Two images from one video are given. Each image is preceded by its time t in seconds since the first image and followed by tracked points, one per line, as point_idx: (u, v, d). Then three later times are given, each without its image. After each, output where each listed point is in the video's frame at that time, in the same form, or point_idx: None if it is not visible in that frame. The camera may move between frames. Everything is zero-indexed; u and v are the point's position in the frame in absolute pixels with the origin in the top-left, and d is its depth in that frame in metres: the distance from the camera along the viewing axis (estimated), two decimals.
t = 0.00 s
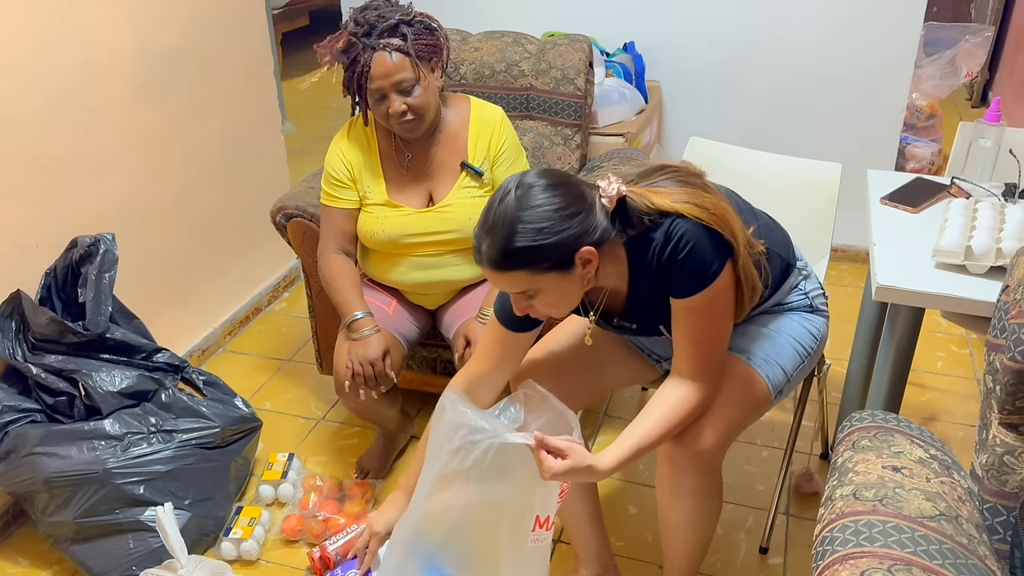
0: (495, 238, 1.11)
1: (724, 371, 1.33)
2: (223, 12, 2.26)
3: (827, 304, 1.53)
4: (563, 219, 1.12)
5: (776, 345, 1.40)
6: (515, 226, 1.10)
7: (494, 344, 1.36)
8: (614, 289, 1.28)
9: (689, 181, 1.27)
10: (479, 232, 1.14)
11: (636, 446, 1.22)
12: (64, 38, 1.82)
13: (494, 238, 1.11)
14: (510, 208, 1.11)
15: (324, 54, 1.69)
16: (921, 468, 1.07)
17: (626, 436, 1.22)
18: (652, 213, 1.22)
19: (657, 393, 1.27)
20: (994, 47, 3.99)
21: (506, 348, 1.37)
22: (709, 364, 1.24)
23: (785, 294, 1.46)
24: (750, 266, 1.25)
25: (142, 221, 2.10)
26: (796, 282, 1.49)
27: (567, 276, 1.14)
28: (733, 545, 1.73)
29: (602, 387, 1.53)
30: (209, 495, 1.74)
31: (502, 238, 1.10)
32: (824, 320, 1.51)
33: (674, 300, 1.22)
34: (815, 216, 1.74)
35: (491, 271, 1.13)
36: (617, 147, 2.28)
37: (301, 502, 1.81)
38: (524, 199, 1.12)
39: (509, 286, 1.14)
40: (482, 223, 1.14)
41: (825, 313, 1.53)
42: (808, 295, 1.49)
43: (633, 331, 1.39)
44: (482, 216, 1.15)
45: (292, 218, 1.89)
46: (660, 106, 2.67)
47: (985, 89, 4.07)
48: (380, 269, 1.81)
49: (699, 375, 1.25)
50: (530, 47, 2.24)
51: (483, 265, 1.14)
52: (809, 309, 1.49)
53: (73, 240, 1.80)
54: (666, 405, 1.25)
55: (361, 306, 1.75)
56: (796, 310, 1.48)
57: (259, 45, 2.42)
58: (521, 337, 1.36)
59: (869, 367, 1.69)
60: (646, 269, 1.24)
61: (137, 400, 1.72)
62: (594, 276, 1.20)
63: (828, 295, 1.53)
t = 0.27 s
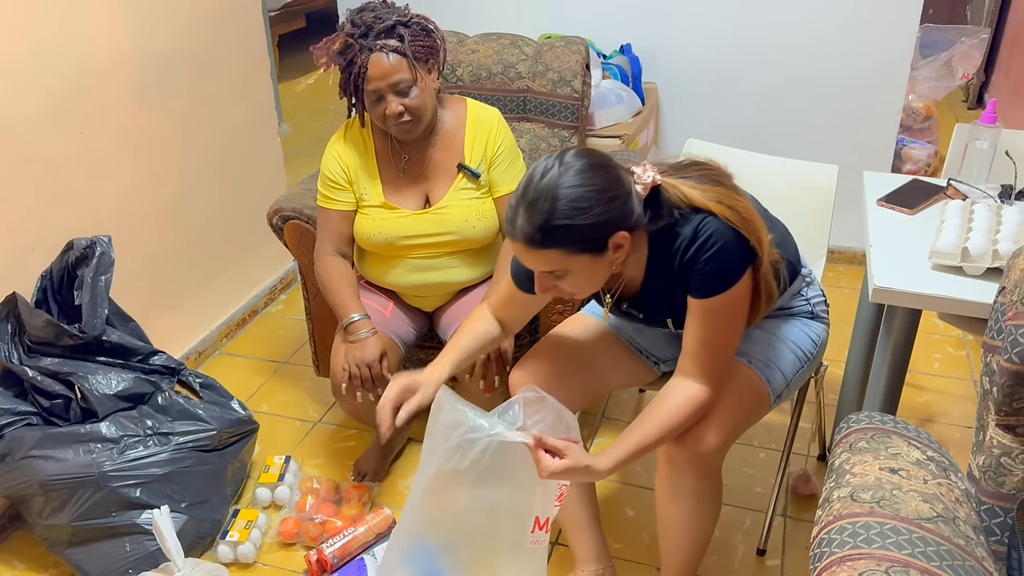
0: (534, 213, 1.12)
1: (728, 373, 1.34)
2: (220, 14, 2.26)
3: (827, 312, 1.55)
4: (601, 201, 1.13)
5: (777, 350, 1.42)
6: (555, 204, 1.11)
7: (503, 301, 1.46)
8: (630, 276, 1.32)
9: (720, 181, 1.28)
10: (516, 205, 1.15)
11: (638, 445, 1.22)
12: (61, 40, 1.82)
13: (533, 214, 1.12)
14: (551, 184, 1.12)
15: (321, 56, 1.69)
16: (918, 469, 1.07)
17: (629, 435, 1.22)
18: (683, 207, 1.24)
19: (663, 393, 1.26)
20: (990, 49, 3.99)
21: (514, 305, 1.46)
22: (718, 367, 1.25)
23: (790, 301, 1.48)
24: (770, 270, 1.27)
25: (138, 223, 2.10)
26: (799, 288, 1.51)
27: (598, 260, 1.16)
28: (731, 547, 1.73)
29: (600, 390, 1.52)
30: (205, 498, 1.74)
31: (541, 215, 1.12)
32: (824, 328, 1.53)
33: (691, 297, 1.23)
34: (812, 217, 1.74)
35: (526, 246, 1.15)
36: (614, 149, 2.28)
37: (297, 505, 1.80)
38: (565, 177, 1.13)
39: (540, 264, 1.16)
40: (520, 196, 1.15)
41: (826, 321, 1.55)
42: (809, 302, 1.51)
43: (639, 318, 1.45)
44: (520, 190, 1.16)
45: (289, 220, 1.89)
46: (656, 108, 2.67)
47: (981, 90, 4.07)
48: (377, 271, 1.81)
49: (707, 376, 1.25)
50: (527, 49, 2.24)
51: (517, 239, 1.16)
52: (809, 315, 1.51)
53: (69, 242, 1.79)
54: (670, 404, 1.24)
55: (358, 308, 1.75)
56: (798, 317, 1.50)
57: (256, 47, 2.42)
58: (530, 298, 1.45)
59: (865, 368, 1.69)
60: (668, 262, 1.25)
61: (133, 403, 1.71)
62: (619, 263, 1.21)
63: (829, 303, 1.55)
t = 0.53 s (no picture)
0: (571, 205, 1.10)
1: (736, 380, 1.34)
2: (215, 16, 2.26)
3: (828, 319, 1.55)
4: (637, 196, 1.12)
5: (779, 355, 1.42)
6: (592, 196, 1.10)
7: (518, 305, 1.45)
8: (648, 275, 1.30)
9: (747, 187, 1.30)
10: (550, 195, 1.13)
11: (645, 447, 1.23)
12: (56, 42, 1.82)
13: (569, 206, 1.11)
14: (588, 176, 1.10)
15: (316, 57, 1.68)
16: (915, 471, 1.07)
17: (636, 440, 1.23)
18: (711, 207, 1.24)
19: (675, 394, 1.25)
20: (985, 50, 4.00)
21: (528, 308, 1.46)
22: (733, 372, 1.24)
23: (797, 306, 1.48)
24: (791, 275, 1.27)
25: (133, 225, 2.09)
26: (804, 294, 1.51)
27: (628, 257, 1.15)
28: (728, 548, 1.72)
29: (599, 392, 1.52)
30: (201, 501, 1.73)
31: (579, 207, 1.10)
32: (826, 333, 1.53)
33: (711, 301, 1.22)
34: (809, 218, 1.73)
35: (559, 239, 1.13)
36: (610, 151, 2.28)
37: (293, 508, 1.80)
38: (602, 169, 1.11)
39: (570, 258, 1.14)
40: (554, 186, 1.13)
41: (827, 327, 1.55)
42: (812, 308, 1.51)
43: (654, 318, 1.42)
44: (553, 180, 1.14)
45: (285, 222, 1.89)
46: (653, 110, 2.67)
47: (976, 92, 4.08)
48: (373, 273, 1.81)
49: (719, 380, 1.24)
50: (523, 50, 2.24)
51: (550, 231, 1.13)
52: (812, 321, 1.51)
53: (65, 244, 1.78)
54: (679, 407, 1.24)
55: (354, 310, 1.75)
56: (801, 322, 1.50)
57: (252, 49, 2.42)
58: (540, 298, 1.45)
59: (862, 370, 1.69)
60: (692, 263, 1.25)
61: (129, 405, 1.70)
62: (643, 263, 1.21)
63: (830, 310, 1.55)
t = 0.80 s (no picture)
0: (581, 246, 1.08)
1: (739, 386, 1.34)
2: (211, 17, 2.26)
3: (826, 319, 1.55)
4: (647, 230, 1.10)
5: (778, 358, 1.42)
6: (601, 235, 1.07)
7: (551, 373, 1.35)
8: (659, 302, 1.28)
9: (746, 197, 1.27)
10: (557, 238, 1.11)
11: (649, 454, 1.25)
12: (51, 42, 1.81)
13: (579, 247, 1.08)
14: (596, 214, 1.08)
15: (312, 58, 1.68)
16: (911, 472, 1.07)
17: (639, 448, 1.25)
18: (717, 226, 1.21)
19: (679, 402, 1.25)
20: (981, 52, 4.01)
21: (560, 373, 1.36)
22: (735, 379, 1.25)
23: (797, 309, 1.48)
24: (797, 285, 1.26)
25: (129, 226, 2.09)
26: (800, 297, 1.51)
27: (641, 290, 1.13)
28: (724, 550, 1.72)
29: (597, 394, 1.51)
30: (197, 503, 1.73)
31: (589, 248, 1.07)
32: (824, 335, 1.53)
33: (719, 311, 1.21)
34: (805, 219, 1.73)
35: (571, 280, 1.10)
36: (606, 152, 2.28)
37: (290, 510, 1.80)
38: (608, 206, 1.08)
39: (583, 297, 1.12)
40: (561, 227, 1.11)
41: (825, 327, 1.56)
42: (808, 310, 1.52)
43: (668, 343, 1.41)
44: (559, 220, 1.12)
45: (281, 223, 1.88)
46: (649, 111, 2.67)
47: (972, 94, 4.09)
48: (370, 275, 1.80)
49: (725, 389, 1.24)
50: (520, 52, 2.23)
51: (561, 273, 1.11)
52: (809, 323, 1.52)
53: (60, 246, 1.78)
54: (683, 415, 1.24)
55: (351, 312, 1.74)
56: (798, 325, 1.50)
57: (249, 51, 2.42)
58: (564, 357, 1.35)
59: (858, 371, 1.69)
60: (701, 280, 1.23)
61: (124, 407, 1.70)
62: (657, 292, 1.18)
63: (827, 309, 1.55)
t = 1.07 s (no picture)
0: (587, 254, 1.08)
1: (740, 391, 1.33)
2: (208, 18, 2.25)
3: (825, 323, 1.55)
4: (655, 238, 1.10)
5: (778, 362, 1.42)
6: (609, 244, 1.07)
7: (534, 366, 1.35)
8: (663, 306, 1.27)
9: (754, 203, 1.27)
10: (564, 244, 1.11)
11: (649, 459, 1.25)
12: (47, 43, 1.81)
13: (585, 255, 1.08)
14: (604, 223, 1.08)
15: (309, 59, 1.68)
16: (907, 473, 1.07)
17: (640, 452, 1.24)
18: (726, 232, 1.22)
19: (683, 408, 1.25)
20: (977, 53, 4.01)
21: (544, 368, 1.36)
22: (738, 386, 1.25)
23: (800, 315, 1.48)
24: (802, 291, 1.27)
25: (125, 227, 2.09)
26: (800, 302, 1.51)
27: (646, 298, 1.13)
28: (721, 551, 1.72)
29: (593, 396, 1.51)
30: (194, 505, 1.72)
31: (596, 256, 1.08)
32: (823, 340, 1.53)
33: (725, 317, 1.21)
34: (801, 221, 1.74)
35: (576, 286, 1.11)
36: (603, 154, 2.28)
37: (286, 512, 1.80)
38: (616, 214, 1.08)
39: (588, 303, 1.13)
40: (568, 233, 1.11)
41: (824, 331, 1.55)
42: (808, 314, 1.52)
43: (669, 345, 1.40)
44: (566, 226, 1.12)
45: (277, 225, 1.88)
46: (645, 113, 2.68)
47: (968, 95, 4.10)
48: (366, 276, 1.80)
49: (727, 394, 1.24)
50: (516, 53, 2.23)
51: (566, 278, 1.12)
52: (809, 328, 1.52)
53: (56, 247, 1.77)
54: (685, 420, 1.24)
55: (347, 314, 1.74)
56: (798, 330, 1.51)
57: (245, 52, 2.42)
58: (554, 352, 1.35)
59: (854, 373, 1.69)
60: (708, 288, 1.22)
61: (121, 409, 1.70)
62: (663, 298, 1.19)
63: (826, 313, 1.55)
